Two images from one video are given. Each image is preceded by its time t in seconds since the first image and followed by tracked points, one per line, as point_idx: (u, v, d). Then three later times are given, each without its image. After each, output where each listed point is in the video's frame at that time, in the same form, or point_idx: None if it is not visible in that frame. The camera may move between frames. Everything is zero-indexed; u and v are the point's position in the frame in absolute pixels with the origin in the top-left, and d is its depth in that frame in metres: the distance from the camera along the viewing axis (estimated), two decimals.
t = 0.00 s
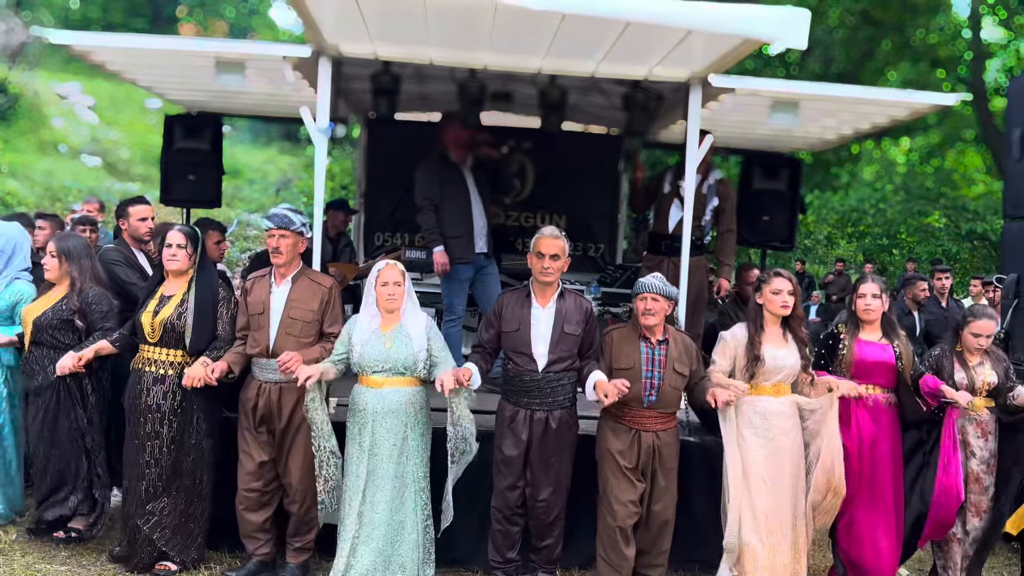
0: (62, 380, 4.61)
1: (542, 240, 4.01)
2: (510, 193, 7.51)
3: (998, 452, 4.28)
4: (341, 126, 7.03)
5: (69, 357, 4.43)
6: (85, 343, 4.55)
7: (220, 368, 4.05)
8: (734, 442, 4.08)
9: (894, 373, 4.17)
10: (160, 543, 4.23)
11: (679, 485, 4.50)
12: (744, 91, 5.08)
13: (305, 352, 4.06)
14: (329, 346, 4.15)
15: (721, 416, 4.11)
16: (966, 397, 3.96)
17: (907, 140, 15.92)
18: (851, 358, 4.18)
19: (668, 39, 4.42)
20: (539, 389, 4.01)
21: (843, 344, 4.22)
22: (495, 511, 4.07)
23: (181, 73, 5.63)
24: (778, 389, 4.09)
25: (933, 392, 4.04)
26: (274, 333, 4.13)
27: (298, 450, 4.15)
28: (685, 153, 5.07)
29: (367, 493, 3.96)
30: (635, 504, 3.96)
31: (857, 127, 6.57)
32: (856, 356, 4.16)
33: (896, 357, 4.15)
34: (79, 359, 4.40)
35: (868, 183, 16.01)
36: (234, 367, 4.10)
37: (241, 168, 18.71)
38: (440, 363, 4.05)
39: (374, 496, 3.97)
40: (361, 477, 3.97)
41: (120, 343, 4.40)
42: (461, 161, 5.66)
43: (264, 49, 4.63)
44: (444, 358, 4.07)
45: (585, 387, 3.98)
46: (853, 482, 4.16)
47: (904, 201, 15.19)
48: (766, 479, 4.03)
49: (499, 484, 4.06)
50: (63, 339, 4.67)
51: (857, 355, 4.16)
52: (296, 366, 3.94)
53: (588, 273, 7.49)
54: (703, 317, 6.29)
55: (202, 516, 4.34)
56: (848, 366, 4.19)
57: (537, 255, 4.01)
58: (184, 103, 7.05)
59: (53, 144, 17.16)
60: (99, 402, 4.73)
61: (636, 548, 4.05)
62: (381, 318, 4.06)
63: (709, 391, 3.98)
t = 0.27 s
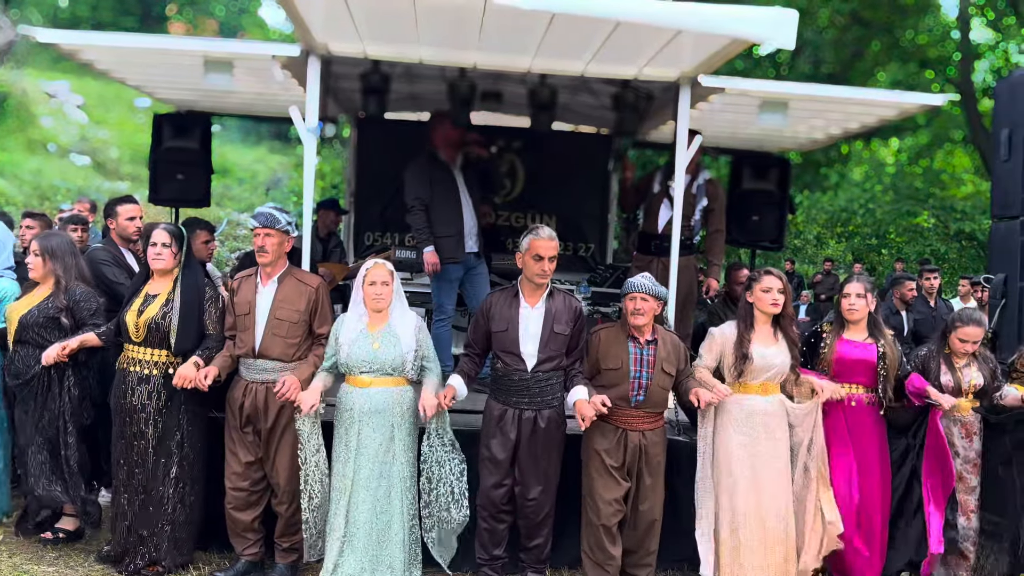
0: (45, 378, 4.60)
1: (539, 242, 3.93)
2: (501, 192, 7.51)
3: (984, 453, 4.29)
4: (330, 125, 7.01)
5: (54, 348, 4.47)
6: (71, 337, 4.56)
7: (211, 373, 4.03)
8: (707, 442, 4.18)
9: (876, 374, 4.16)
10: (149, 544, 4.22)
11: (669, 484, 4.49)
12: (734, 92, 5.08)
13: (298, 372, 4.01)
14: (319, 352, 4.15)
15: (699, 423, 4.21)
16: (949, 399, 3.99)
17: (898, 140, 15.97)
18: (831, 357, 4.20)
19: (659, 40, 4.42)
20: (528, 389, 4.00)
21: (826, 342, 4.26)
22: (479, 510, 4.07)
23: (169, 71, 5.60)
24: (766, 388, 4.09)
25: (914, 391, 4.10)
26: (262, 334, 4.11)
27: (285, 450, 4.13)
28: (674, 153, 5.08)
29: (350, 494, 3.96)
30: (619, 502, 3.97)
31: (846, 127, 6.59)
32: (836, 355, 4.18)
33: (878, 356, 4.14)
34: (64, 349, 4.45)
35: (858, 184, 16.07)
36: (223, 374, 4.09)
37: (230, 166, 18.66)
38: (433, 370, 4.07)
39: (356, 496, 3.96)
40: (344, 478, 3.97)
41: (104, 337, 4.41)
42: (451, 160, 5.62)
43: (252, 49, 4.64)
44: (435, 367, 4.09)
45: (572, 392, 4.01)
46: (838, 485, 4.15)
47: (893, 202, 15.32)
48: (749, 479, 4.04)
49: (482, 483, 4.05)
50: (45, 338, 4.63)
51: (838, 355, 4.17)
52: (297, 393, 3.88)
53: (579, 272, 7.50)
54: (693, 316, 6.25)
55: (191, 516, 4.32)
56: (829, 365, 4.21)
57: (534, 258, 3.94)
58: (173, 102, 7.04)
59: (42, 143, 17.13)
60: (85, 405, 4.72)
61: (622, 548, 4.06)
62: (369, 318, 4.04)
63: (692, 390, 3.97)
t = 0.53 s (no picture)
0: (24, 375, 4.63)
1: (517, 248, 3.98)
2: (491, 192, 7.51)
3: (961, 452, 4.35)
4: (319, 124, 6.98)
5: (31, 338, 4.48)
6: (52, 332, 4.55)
7: (183, 359, 4.03)
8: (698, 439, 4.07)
9: (859, 373, 4.17)
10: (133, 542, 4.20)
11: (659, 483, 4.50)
12: (723, 92, 5.08)
13: (274, 356, 4.00)
14: (298, 346, 4.12)
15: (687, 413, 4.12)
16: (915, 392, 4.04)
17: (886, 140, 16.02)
18: (817, 357, 4.18)
19: (647, 41, 4.43)
20: (504, 388, 4.01)
21: (810, 342, 4.24)
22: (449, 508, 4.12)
23: (156, 69, 5.56)
24: (747, 387, 4.06)
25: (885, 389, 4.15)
26: (242, 332, 4.09)
27: (267, 451, 4.11)
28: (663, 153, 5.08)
29: (340, 495, 3.96)
30: (591, 501, 3.97)
31: (834, 128, 6.61)
32: (822, 355, 4.17)
33: (861, 355, 4.16)
34: (41, 338, 4.44)
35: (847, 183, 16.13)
36: (198, 362, 4.06)
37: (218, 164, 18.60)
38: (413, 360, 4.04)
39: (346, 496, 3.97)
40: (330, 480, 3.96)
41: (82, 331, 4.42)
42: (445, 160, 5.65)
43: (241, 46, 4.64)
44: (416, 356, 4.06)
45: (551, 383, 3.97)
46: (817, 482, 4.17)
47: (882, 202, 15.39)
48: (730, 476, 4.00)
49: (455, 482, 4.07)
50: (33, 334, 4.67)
51: (822, 354, 4.17)
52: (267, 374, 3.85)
53: (568, 272, 7.50)
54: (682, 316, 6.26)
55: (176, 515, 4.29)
56: (815, 366, 4.19)
57: (513, 266, 3.99)
58: (161, 101, 7.01)
59: (29, 141, 17.02)
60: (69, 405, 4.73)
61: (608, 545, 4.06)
62: (349, 319, 4.04)
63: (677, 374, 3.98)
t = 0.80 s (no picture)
0: None
1: (467, 257, 4.03)
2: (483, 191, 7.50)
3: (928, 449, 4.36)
4: (307, 122, 6.96)
5: None
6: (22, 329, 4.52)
7: (146, 364, 4.03)
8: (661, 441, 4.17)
9: (828, 372, 4.28)
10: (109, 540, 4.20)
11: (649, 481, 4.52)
12: (713, 91, 5.10)
13: (242, 357, 4.01)
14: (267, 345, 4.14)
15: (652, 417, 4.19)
16: (867, 394, 4.17)
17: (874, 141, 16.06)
18: (790, 357, 4.22)
19: (636, 40, 4.44)
20: (465, 386, 4.08)
21: (781, 341, 4.25)
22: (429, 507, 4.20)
23: (144, 66, 5.52)
24: (710, 388, 4.14)
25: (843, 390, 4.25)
26: (208, 330, 4.13)
27: (235, 450, 4.14)
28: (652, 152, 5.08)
29: (309, 494, 3.96)
30: (562, 504, 4.03)
31: (822, 127, 6.64)
32: (794, 355, 4.22)
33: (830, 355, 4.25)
34: (12, 337, 4.41)
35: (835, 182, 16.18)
36: (161, 366, 4.07)
37: (206, 162, 18.52)
38: (377, 366, 4.01)
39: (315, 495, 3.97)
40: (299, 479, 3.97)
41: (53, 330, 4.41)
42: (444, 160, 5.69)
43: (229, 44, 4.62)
44: (380, 364, 4.03)
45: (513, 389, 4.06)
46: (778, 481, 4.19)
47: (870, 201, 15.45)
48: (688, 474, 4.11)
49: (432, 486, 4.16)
50: None
51: (795, 353, 4.22)
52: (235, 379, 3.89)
53: (557, 271, 7.54)
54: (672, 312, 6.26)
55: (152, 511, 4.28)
56: (787, 365, 4.22)
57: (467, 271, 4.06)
58: (149, 98, 6.97)
59: (15, 139, 16.94)
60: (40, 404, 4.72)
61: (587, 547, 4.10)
62: (316, 317, 4.05)
63: (643, 387, 4.00)
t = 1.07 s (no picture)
0: None
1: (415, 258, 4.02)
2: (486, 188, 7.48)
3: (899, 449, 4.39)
4: (295, 120, 6.93)
5: None
6: None
7: (106, 369, 4.10)
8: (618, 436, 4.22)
9: (789, 376, 4.27)
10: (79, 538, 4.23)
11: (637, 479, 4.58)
12: (702, 91, 5.11)
13: (212, 364, 4.15)
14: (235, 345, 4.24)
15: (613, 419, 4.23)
16: (843, 400, 4.17)
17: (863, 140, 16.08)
18: (749, 359, 4.27)
19: (625, 40, 4.45)
20: (428, 383, 4.11)
21: (742, 342, 4.32)
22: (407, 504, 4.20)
23: (132, 64, 5.49)
24: (670, 388, 4.16)
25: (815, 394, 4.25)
26: (171, 329, 4.21)
27: (188, 446, 4.16)
28: (641, 152, 5.08)
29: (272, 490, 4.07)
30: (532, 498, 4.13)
31: (811, 127, 6.66)
32: (752, 357, 4.26)
33: (792, 359, 4.25)
34: None
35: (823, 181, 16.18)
36: (121, 368, 4.16)
37: (195, 161, 18.46)
38: (344, 371, 4.13)
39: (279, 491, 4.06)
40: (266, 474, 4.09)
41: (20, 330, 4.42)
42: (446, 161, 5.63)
43: (216, 42, 4.58)
44: (349, 367, 4.16)
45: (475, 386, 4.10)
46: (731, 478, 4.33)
47: (858, 201, 15.52)
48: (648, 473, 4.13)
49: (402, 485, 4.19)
50: None
51: (755, 355, 4.26)
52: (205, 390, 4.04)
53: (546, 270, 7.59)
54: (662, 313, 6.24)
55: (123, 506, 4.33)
56: (745, 367, 4.28)
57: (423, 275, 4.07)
58: (137, 96, 6.94)
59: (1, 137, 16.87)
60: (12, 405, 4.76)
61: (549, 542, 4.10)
62: (282, 317, 4.14)
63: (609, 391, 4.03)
